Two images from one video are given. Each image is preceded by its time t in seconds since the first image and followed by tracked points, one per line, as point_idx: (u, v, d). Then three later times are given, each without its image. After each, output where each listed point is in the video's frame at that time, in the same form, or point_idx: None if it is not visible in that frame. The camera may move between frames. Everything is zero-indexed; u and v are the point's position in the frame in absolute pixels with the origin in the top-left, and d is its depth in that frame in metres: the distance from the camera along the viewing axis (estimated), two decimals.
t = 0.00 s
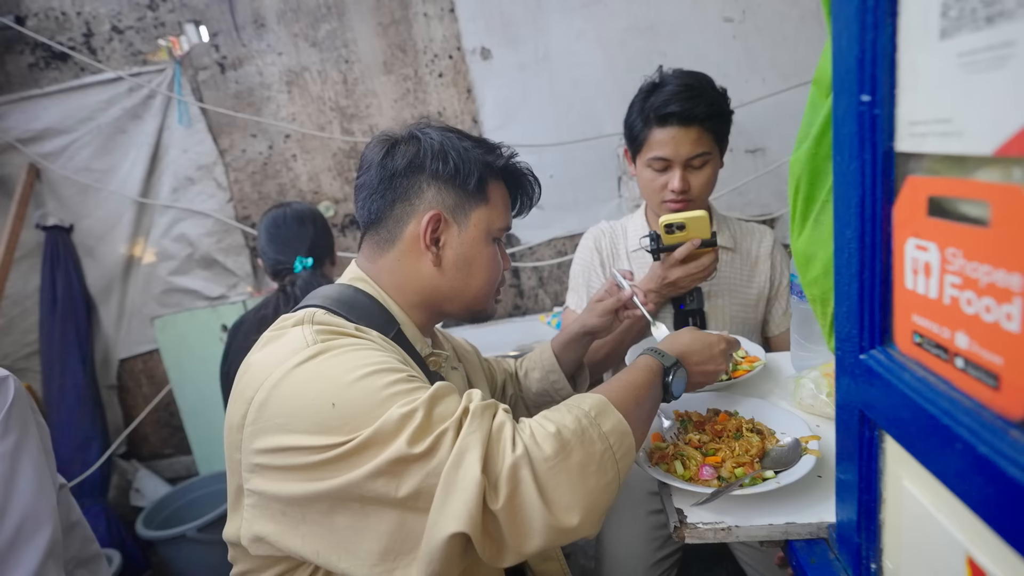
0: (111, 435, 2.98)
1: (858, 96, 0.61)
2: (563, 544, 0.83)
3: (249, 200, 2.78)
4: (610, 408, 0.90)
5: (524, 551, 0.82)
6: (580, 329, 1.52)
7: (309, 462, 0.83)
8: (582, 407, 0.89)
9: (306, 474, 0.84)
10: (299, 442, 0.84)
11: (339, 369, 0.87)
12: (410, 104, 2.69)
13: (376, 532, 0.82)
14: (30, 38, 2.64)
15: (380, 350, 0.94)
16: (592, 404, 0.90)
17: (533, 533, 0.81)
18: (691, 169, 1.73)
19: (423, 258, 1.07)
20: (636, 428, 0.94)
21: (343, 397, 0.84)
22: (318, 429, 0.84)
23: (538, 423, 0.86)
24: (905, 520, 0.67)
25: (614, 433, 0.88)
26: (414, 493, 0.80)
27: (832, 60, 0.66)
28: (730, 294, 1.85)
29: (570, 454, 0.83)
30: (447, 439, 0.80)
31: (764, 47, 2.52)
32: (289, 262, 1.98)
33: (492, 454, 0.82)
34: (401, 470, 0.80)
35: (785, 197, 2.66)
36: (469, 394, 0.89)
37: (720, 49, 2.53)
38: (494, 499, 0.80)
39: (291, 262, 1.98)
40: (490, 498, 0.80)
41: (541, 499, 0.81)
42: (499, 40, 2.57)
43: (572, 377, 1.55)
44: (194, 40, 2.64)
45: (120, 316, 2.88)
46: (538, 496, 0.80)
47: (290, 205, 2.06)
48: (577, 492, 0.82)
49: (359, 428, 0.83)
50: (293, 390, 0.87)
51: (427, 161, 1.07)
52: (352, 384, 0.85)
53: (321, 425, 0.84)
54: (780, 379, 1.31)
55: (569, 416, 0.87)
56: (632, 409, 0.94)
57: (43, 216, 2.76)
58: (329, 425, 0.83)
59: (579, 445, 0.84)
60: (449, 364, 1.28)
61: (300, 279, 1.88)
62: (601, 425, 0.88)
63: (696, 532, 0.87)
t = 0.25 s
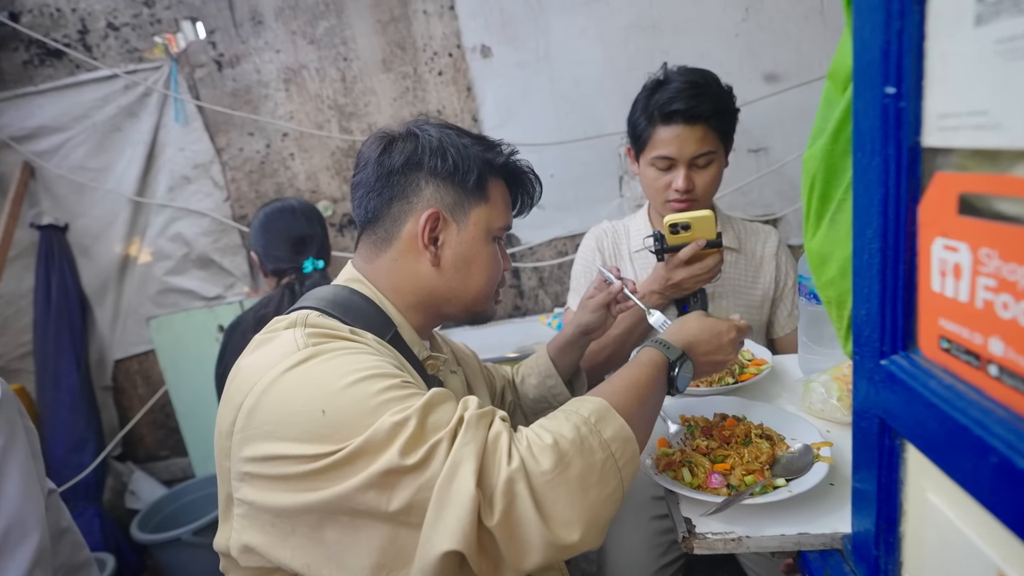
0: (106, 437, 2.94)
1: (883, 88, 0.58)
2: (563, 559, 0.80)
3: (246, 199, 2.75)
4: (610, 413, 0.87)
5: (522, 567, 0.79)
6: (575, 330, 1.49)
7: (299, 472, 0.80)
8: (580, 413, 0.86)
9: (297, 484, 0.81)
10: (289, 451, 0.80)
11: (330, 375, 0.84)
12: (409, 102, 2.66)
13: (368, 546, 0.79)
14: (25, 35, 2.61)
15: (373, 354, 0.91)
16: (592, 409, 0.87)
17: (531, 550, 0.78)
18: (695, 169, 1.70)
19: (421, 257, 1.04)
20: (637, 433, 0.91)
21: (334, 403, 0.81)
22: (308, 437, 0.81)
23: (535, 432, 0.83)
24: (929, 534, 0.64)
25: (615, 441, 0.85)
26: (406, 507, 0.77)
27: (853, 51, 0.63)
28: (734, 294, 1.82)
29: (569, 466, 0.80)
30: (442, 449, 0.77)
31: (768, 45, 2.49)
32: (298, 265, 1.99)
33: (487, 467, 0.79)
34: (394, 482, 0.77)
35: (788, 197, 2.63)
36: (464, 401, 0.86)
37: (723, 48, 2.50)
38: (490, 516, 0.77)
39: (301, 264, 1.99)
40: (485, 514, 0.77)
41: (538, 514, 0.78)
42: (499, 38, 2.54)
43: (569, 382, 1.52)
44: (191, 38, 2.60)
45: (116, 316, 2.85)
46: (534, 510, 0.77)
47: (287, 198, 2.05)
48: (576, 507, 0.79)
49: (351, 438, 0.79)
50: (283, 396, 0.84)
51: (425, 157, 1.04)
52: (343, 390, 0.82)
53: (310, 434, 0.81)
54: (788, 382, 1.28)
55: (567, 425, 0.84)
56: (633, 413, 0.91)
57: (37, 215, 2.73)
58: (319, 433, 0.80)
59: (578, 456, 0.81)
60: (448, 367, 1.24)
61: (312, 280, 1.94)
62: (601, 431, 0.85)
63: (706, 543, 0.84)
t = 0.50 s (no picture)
0: (102, 438, 2.91)
1: (902, 84, 0.55)
2: (564, 569, 0.77)
3: (243, 199, 2.72)
4: (609, 413, 0.84)
5: None
6: (577, 336, 1.47)
7: (288, 481, 0.77)
8: (577, 415, 0.83)
9: (286, 495, 0.78)
10: (277, 460, 0.78)
11: (319, 379, 0.81)
12: (408, 101, 2.63)
13: (359, 557, 0.76)
14: (19, 32, 2.58)
15: (365, 356, 0.88)
16: (589, 410, 0.84)
17: (530, 560, 0.75)
18: (698, 168, 1.67)
19: (417, 257, 1.01)
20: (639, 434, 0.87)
21: (323, 409, 0.78)
22: (297, 445, 0.78)
23: (532, 438, 0.80)
24: (947, 550, 0.61)
25: (614, 442, 0.82)
26: (398, 517, 0.74)
27: (870, 46, 0.60)
28: (736, 296, 1.79)
29: (567, 471, 0.77)
30: (435, 457, 0.75)
31: (770, 43, 2.46)
32: (296, 266, 1.98)
33: (482, 475, 0.76)
34: (385, 491, 0.74)
35: (790, 197, 2.60)
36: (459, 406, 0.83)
37: (725, 46, 2.47)
38: (485, 527, 0.74)
39: (300, 266, 1.99)
40: (481, 525, 0.74)
41: (536, 523, 0.75)
42: (499, 36, 2.51)
43: (569, 390, 1.49)
44: (186, 35, 2.57)
45: (111, 316, 2.82)
46: (532, 519, 0.74)
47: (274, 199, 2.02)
48: (577, 515, 0.76)
49: (341, 445, 0.77)
50: (271, 402, 0.81)
51: (418, 155, 1.01)
52: (332, 394, 0.79)
53: (299, 440, 0.78)
54: (793, 387, 1.25)
55: (563, 428, 0.81)
56: (632, 411, 0.87)
57: (32, 214, 2.69)
58: (308, 441, 0.77)
59: (576, 460, 0.78)
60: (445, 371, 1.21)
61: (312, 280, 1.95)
62: (600, 434, 0.82)
63: (711, 555, 0.81)
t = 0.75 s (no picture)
0: (97, 439, 2.89)
1: (917, 81, 0.53)
2: None
3: (239, 198, 2.69)
4: (609, 425, 0.82)
5: None
6: (578, 341, 1.44)
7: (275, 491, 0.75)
8: (576, 426, 0.81)
9: (273, 505, 0.76)
10: (264, 468, 0.76)
11: (308, 386, 0.79)
12: (406, 99, 2.60)
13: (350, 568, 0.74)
14: (13, 29, 2.55)
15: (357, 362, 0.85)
16: (588, 421, 0.82)
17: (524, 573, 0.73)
18: (700, 167, 1.65)
19: (411, 258, 0.99)
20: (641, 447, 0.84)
21: (311, 417, 0.76)
22: (285, 453, 0.75)
23: (528, 447, 0.78)
24: (960, 565, 0.59)
25: (614, 455, 0.80)
26: (388, 529, 0.72)
27: (882, 42, 0.58)
28: (738, 297, 1.77)
29: (563, 483, 0.75)
30: (426, 467, 0.72)
31: (771, 42, 2.43)
32: (292, 267, 1.97)
33: (475, 486, 0.74)
34: (373, 504, 0.72)
35: (791, 197, 2.58)
36: (454, 414, 0.81)
37: (726, 45, 2.45)
38: (477, 540, 0.72)
39: (296, 267, 1.98)
40: (473, 538, 0.72)
41: (531, 537, 0.73)
42: (498, 34, 2.48)
43: (568, 397, 1.46)
44: (182, 33, 2.54)
45: (106, 317, 2.79)
46: (526, 532, 0.72)
47: (274, 197, 1.98)
48: (572, 528, 0.74)
49: (329, 454, 0.74)
50: (259, 409, 0.79)
51: (411, 154, 0.99)
52: (322, 401, 0.76)
53: (287, 449, 0.76)
54: (797, 392, 1.23)
55: (561, 439, 0.79)
56: (635, 425, 0.85)
57: (26, 214, 2.67)
58: (296, 449, 0.75)
59: (573, 472, 0.76)
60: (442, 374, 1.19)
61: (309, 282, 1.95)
62: (598, 445, 0.79)
63: (714, 564, 0.79)
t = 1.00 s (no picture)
0: (93, 440, 2.87)
1: (930, 74, 0.52)
2: None
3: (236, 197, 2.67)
4: (610, 433, 0.80)
5: None
6: (582, 356, 1.44)
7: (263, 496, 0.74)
8: (576, 432, 0.79)
9: (263, 510, 0.75)
10: (253, 472, 0.74)
11: (297, 388, 0.77)
12: (404, 98, 2.58)
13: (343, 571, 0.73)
14: (7, 27, 2.53)
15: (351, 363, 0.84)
16: (589, 428, 0.80)
17: None
18: (697, 155, 1.63)
19: (407, 263, 0.98)
20: (645, 459, 0.82)
21: (299, 419, 0.74)
22: (273, 457, 0.74)
23: (524, 451, 0.76)
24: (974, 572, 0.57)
25: (614, 463, 0.77)
26: (377, 533, 0.70)
27: (893, 34, 0.56)
28: (739, 296, 1.75)
29: (560, 489, 0.73)
30: (416, 468, 0.70)
31: (771, 40, 2.42)
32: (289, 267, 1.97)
33: (468, 491, 0.72)
34: (361, 507, 0.70)
35: (791, 196, 2.57)
36: (450, 416, 0.79)
37: (726, 43, 2.44)
38: (467, 545, 0.70)
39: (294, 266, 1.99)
40: (463, 543, 0.70)
41: (525, 545, 0.70)
42: (496, 32, 2.47)
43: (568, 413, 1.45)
44: (178, 30, 2.52)
45: (102, 317, 2.77)
46: (520, 540, 0.70)
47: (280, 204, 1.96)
48: (569, 536, 0.72)
49: (317, 457, 0.73)
50: (248, 411, 0.77)
51: (398, 155, 0.96)
52: (311, 403, 0.75)
53: (275, 452, 0.74)
54: (801, 392, 1.21)
55: (559, 443, 0.77)
56: (636, 436, 0.82)
57: (20, 213, 2.64)
58: (284, 452, 0.74)
59: (570, 477, 0.74)
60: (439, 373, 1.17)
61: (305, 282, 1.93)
62: (598, 452, 0.77)
63: (719, 568, 0.77)
